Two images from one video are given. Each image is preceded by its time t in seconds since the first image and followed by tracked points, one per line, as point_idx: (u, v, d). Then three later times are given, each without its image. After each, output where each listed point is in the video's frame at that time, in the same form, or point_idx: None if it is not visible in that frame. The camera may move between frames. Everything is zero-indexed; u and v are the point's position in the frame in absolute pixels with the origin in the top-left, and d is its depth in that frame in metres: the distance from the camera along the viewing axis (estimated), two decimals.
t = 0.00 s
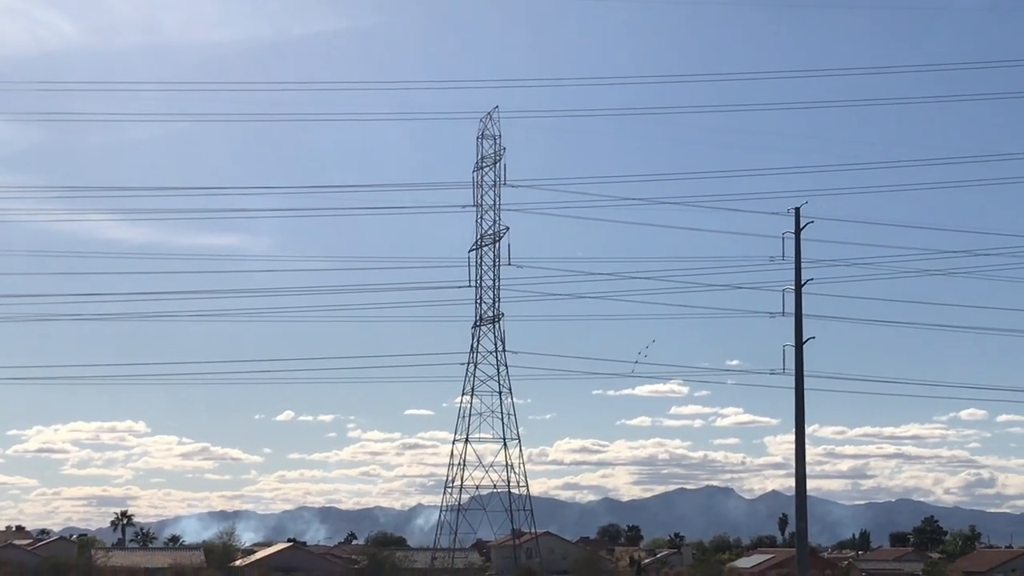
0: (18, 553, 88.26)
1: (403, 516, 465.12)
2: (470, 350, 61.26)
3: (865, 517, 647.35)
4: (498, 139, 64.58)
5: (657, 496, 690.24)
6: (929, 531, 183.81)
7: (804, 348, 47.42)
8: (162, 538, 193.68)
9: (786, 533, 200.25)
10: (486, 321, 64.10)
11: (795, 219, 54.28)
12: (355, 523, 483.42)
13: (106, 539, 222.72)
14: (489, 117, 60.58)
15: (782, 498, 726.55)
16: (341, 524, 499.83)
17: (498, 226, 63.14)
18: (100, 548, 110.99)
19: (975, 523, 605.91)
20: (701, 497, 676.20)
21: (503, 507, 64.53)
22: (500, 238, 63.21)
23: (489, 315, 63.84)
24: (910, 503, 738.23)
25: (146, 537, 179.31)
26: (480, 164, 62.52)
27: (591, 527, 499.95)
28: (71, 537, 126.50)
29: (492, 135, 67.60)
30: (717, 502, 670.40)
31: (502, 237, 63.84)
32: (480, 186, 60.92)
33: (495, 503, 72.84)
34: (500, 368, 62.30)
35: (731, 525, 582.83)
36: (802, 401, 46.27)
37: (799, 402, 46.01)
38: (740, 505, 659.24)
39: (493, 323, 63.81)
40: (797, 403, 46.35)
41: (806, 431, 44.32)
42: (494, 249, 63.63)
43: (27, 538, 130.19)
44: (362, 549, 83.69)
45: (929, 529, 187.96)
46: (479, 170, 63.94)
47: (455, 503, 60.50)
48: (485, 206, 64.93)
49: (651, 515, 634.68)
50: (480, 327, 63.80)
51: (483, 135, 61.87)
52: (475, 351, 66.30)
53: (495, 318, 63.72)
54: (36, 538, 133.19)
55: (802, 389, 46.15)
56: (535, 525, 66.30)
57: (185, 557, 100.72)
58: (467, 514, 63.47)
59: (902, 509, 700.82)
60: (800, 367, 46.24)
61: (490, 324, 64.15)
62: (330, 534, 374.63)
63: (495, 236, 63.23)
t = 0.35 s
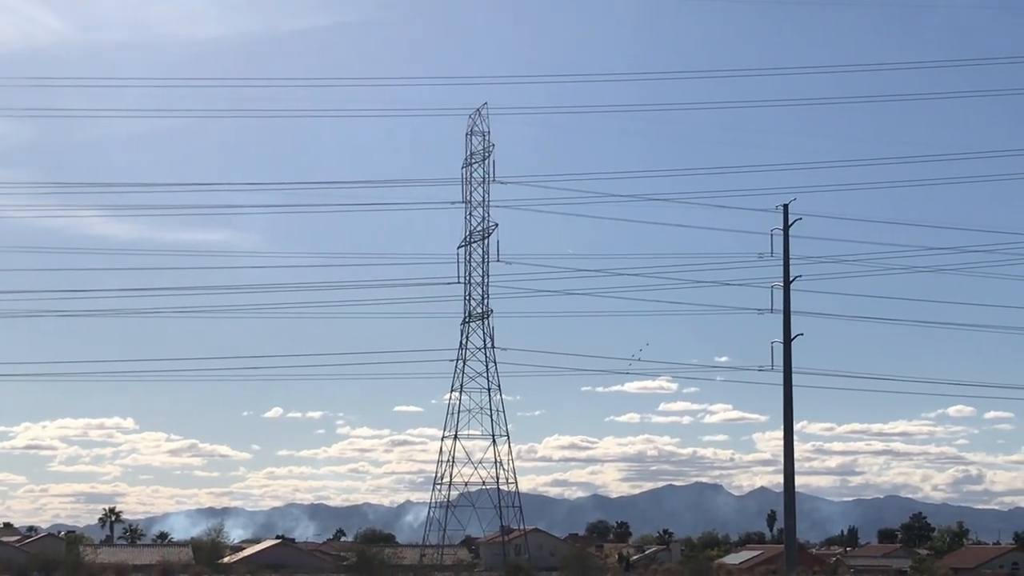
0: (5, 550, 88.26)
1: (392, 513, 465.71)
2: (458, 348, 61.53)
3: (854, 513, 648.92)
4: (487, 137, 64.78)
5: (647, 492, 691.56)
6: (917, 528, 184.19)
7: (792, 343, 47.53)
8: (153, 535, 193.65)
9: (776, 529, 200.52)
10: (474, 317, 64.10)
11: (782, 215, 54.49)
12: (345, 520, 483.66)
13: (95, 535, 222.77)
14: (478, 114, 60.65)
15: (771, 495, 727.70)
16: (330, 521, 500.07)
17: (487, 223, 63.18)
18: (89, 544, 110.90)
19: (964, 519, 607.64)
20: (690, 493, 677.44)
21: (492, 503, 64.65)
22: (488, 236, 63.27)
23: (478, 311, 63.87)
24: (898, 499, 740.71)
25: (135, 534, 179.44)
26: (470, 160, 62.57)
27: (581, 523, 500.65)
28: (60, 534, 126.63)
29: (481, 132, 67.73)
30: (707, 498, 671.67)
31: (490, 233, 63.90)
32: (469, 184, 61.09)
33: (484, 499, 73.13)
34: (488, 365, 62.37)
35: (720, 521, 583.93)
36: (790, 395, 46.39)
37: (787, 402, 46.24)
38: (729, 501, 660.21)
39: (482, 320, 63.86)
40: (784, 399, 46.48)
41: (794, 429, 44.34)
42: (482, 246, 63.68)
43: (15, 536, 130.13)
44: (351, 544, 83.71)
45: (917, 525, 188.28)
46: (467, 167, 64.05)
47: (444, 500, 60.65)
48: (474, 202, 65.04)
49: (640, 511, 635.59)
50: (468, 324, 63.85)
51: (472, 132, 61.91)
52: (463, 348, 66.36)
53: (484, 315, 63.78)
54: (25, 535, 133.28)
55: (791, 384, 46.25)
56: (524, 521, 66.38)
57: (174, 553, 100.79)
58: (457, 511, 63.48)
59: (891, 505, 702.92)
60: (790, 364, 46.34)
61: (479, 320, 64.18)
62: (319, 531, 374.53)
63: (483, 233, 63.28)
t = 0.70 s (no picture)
0: None
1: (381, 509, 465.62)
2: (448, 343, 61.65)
3: (843, 509, 650.04)
4: (476, 132, 64.89)
5: (636, 488, 692.33)
6: (906, 524, 184.41)
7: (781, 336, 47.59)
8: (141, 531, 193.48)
9: (766, 525, 200.56)
10: (465, 313, 64.17)
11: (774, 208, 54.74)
12: (334, 516, 483.37)
13: (83, 531, 222.66)
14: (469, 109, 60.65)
15: (760, 490, 728.52)
16: (320, 517, 499.79)
17: (477, 219, 63.27)
18: (78, 540, 110.82)
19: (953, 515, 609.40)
20: (680, 489, 678.37)
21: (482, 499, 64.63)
22: (479, 231, 63.32)
23: (468, 307, 63.96)
24: (887, 495, 741.99)
25: (124, 530, 179.37)
26: (460, 155, 62.63)
27: (571, 519, 500.91)
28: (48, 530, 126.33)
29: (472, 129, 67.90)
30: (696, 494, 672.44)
31: (481, 229, 63.95)
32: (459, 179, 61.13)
33: (474, 495, 73.18)
34: (478, 360, 62.55)
35: (710, 516, 584.60)
36: (779, 391, 46.54)
37: (776, 397, 46.30)
38: (719, 497, 661.21)
39: (472, 316, 63.91)
40: (774, 396, 46.63)
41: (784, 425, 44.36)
42: (473, 241, 63.75)
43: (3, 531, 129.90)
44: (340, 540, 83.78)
45: (906, 520, 188.75)
46: (458, 162, 64.09)
47: (434, 496, 60.67)
48: (465, 197, 65.07)
49: (630, 507, 636.24)
50: (458, 320, 63.90)
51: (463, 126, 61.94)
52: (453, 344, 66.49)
53: (474, 311, 63.86)
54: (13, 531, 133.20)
55: (780, 381, 46.49)
56: (513, 515, 66.56)
57: (163, 548, 100.98)
58: (446, 507, 63.53)
59: (879, 501, 704.56)
60: (779, 362, 46.43)
61: (469, 316, 64.23)
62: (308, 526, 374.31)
63: (473, 229, 63.36)
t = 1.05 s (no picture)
0: None
1: (375, 503, 465.48)
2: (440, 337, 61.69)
3: (836, 503, 651.25)
4: (469, 126, 65.05)
5: (630, 482, 693.19)
6: (898, 518, 184.71)
7: (774, 331, 47.68)
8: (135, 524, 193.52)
9: (760, 519, 200.74)
10: (458, 307, 64.30)
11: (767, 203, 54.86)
12: (329, 509, 483.64)
13: (78, 525, 222.64)
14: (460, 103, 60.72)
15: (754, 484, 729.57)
16: (314, 511, 500.03)
17: (470, 213, 63.38)
18: (73, 533, 110.83)
19: (946, 509, 610.60)
20: (674, 482, 679.51)
21: (475, 493, 64.75)
22: (472, 226, 63.45)
23: (462, 301, 63.99)
24: (881, 489, 743.54)
25: (118, 524, 179.41)
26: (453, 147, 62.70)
27: (565, 513, 501.31)
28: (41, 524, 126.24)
29: (466, 123, 67.88)
30: (690, 488, 673.52)
31: (475, 222, 64.08)
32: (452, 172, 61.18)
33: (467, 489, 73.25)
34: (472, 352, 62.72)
35: (704, 510, 585.23)
36: (771, 385, 46.69)
37: (771, 390, 46.45)
38: (712, 490, 662.11)
39: (466, 310, 64.03)
40: (768, 390, 46.70)
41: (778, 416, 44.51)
42: (467, 235, 63.88)
43: None
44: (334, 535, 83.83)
45: (899, 515, 189.03)
46: (451, 155, 64.15)
47: (427, 491, 60.80)
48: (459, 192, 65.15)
49: (624, 501, 637.23)
50: (452, 313, 64.03)
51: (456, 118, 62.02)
52: (446, 339, 66.60)
53: (467, 305, 63.88)
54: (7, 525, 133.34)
55: (773, 377, 46.62)
56: (507, 509, 66.66)
57: (157, 542, 101.01)
58: (440, 500, 63.65)
59: (872, 495, 706.49)
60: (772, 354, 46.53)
61: (463, 310, 64.34)
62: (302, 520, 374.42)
63: (467, 223, 63.39)
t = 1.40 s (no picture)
0: None
1: (373, 499, 465.68)
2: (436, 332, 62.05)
3: (835, 500, 651.59)
4: (466, 127, 65.21)
5: (628, 478, 693.64)
6: (897, 514, 184.67)
7: (773, 327, 47.68)
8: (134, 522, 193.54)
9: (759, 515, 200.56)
10: (456, 304, 64.34)
11: (765, 200, 54.98)
12: (328, 506, 483.69)
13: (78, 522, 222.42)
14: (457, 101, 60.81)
15: (753, 481, 729.49)
16: (313, 508, 500.43)
17: (469, 210, 63.43)
18: (72, 530, 110.83)
19: (944, 505, 611.03)
20: (672, 479, 679.83)
21: (473, 490, 64.79)
22: (470, 223, 63.51)
23: (460, 298, 63.99)
24: (879, 485, 743.96)
25: (118, 521, 179.36)
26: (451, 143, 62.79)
27: (564, 509, 501.39)
28: (41, 521, 126.44)
29: (464, 120, 67.83)
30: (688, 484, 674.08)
31: (473, 219, 64.16)
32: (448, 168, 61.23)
33: (467, 485, 73.29)
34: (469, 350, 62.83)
35: (702, 507, 585.36)
36: (770, 381, 46.67)
37: (767, 388, 46.69)
38: (711, 487, 662.23)
39: (463, 307, 64.06)
40: (766, 385, 46.66)
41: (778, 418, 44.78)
42: (464, 232, 63.93)
43: None
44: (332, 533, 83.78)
45: (897, 511, 189.00)
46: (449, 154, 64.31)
47: (426, 487, 60.77)
48: (457, 189, 65.21)
49: (622, 498, 637.54)
50: (449, 310, 64.07)
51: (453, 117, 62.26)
52: (444, 336, 66.62)
53: (465, 302, 63.89)
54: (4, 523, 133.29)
55: (771, 374, 46.63)
56: (505, 506, 66.68)
57: (155, 540, 100.76)
58: (437, 498, 63.66)
59: (870, 492, 706.78)
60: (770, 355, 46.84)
61: (461, 307, 64.35)
62: (302, 517, 374.34)
63: (465, 220, 63.40)
